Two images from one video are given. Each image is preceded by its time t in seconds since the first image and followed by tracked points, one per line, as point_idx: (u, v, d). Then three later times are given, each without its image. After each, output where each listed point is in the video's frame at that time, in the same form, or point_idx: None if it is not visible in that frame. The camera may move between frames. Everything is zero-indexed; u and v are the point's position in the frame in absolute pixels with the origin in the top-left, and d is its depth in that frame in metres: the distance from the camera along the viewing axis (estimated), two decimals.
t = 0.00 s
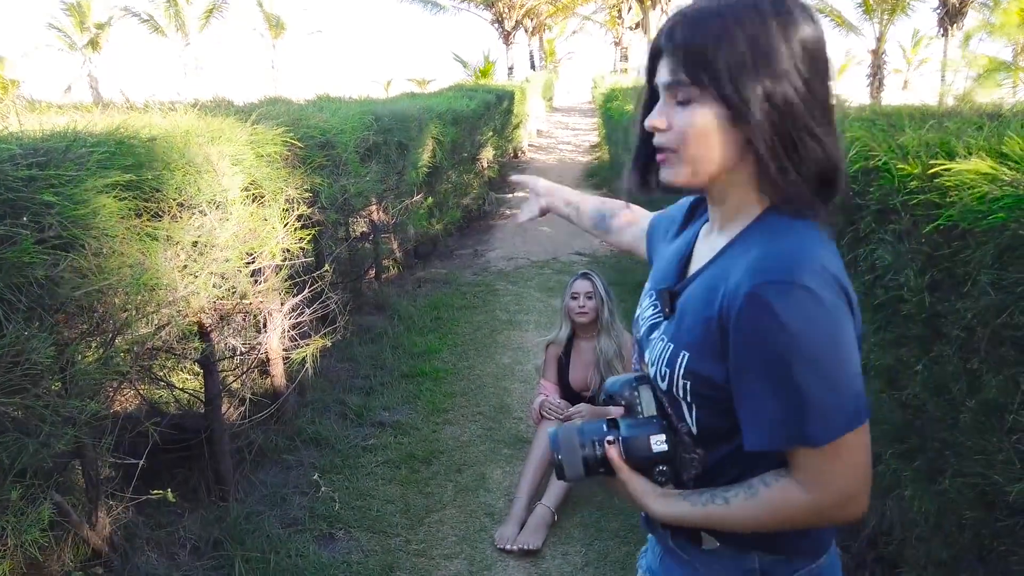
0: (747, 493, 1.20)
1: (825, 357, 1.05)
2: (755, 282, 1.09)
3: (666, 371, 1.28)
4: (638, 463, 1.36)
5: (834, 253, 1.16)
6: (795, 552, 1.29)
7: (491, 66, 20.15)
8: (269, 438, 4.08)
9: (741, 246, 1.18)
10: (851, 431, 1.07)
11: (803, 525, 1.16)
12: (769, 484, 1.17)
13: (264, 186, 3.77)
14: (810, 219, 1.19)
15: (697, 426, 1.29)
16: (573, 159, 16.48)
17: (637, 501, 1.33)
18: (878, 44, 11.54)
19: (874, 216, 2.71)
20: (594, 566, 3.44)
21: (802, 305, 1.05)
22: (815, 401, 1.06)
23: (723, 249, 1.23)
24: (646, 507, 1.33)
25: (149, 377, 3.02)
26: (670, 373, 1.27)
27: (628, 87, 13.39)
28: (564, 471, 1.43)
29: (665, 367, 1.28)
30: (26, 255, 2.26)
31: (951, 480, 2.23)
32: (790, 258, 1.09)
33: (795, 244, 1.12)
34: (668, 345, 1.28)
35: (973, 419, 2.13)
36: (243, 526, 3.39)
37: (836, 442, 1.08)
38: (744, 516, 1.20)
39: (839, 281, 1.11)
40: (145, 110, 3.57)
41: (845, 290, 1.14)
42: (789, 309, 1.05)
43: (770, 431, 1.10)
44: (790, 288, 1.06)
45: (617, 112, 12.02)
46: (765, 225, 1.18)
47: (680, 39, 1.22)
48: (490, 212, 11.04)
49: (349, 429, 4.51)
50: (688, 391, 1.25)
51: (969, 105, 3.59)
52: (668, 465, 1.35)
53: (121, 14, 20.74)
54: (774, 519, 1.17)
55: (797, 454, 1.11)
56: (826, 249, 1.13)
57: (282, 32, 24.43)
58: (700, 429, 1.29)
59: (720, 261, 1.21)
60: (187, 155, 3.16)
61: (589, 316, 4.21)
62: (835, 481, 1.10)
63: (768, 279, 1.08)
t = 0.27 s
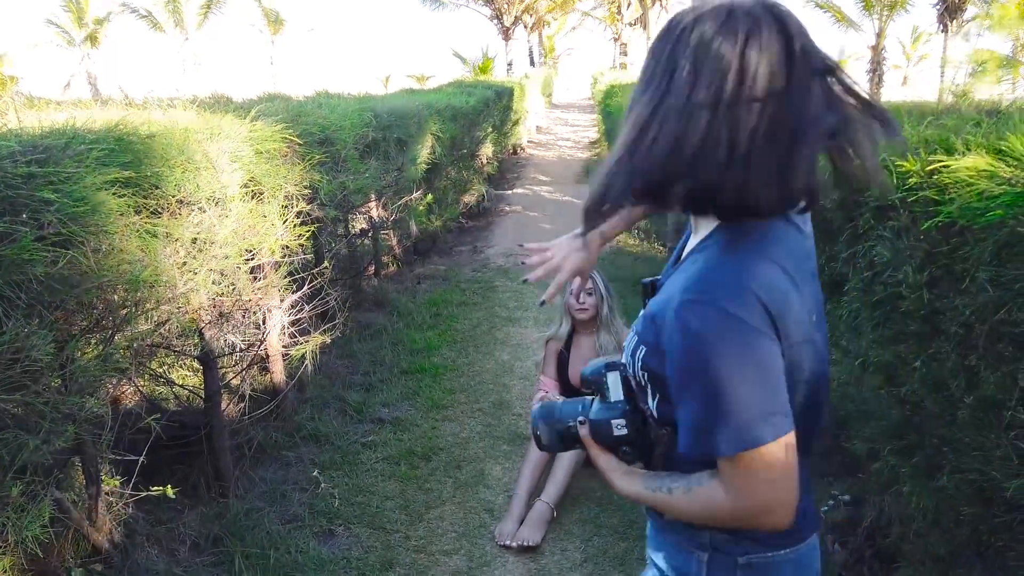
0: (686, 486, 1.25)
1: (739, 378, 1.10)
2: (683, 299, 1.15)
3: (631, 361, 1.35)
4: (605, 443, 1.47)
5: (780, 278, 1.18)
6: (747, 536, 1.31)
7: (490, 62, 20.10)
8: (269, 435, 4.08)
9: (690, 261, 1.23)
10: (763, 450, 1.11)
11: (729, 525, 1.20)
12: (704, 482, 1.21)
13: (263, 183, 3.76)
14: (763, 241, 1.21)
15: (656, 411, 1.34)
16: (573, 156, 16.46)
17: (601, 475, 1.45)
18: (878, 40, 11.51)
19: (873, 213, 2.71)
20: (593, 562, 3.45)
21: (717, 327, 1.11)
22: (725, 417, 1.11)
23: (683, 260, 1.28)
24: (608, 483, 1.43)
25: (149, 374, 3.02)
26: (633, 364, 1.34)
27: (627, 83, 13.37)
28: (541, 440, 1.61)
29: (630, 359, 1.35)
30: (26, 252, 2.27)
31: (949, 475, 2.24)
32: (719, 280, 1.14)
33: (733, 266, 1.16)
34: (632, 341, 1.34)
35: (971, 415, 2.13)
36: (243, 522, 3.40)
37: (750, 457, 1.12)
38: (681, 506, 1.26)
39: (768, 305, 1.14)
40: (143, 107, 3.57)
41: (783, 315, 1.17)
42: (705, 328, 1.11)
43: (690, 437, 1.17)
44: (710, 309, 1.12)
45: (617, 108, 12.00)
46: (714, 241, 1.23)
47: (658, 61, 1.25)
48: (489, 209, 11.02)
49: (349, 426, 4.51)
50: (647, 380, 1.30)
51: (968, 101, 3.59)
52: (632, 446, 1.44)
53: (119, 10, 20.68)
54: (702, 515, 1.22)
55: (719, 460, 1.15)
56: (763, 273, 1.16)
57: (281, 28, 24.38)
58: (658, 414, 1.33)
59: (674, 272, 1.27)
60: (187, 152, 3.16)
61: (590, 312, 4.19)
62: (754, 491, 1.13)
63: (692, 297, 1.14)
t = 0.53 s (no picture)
0: (649, 490, 1.23)
1: (699, 405, 1.07)
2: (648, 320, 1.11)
3: (609, 368, 1.32)
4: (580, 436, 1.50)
5: (753, 297, 1.14)
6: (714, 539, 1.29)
7: (490, 58, 20.08)
8: (269, 431, 4.09)
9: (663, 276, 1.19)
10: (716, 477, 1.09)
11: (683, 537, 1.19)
12: (664, 491, 1.19)
13: (263, 179, 3.76)
14: (739, 257, 1.17)
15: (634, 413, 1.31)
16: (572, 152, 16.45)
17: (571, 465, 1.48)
18: (878, 36, 11.50)
19: (872, 209, 2.71)
20: (592, 558, 3.46)
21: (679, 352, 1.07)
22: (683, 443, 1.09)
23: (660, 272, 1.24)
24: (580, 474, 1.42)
25: (149, 370, 3.02)
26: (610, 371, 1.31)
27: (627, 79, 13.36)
28: (521, 423, 1.69)
29: (608, 365, 1.32)
30: (25, 248, 2.27)
31: (947, 471, 2.24)
32: (684, 301, 1.10)
33: (701, 286, 1.12)
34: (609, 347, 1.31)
35: (970, 411, 2.13)
36: (243, 518, 3.41)
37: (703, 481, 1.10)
38: (641, 510, 1.23)
39: (735, 328, 1.10)
40: (142, 103, 3.56)
41: (753, 337, 1.12)
42: (667, 352, 1.08)
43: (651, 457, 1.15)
44: (673, 333, 1.08)
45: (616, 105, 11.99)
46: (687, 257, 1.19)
47: (629, 64, 1.21)
48: (489, 205, 11.02)
49: (348, 422, 4.52)
50: (623, 387, 1.27)
51: (968, 97, 3.59)
52: (605, 443, 1.47)
53: (118, 6, 20.64)
54: (660, 523, 1.20)
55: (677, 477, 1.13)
56: (732, 293, 1.12)
57: (280, 24, 24.33)
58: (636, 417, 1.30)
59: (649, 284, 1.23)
60: (186, 148, 3.16)
61: (590, 310, 4.22)
62: (708, 509, 1.12)
63: (656, 318, 1.10)
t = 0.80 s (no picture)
0: (657, 496, 1.23)
1: (725, 405, 1.06)
2: (669, 319, 1.09)
3: (611, 368, 1.32)
4: (578, 440, 1.48)
5: (769, 295, 1.14)
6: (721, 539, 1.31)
7: (489, 55, 20.05)
8: (269, 427, 4.09)
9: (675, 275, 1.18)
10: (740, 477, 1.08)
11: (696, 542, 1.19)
12: (674, 496, 1.20)
13: (263, 176, 3.76)
14: (752, 256, 1.16)
15: (635, 416, 1.31)
16: (572, 149, 16.43)
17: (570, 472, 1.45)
18: (878, 33, 11.49)
19: (873, 206, 2.71)
20: (592, 554, 3.46)
21: (706, 351, 1.05)
22: (709, 444, 1.07)
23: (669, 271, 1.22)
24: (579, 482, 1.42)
25: (149, 367, 3.02)
26: (614, 371, 1.31)
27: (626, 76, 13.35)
28: (517, 428, 1.67)
29: (611, 365, 1.32)
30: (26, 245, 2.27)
31: (948, 468, 2.24)
32: (705, 300, 1.08)
33: (722, 284, 1.10)
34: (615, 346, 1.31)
35: (970, 408, 2.13)
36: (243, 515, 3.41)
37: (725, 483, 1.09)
38: (649, 516, 1.24)
39: (756, 326, 1.09)
40: (143, 100, 3.56)
41: (771, 335, 1.12)
42: (693, 352, 1.06)
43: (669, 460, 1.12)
44: (698, 332, 1.06)
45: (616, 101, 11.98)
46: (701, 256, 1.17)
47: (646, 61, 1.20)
48: (489, 202, 11.01)
49: (349, 418, 4.52)
50: (626, 388, 1.28)
51: (968, 94, 3.59)
52: (604, 447, 1.44)
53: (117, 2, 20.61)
54: (670, 529, 1.20)
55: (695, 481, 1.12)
56: (751, 292, 1.11)
57: (279, 20, 24.29)
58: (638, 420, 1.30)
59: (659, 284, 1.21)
60: (186, 145, 3.15)
61: (595, 308, 4.22)
62: (725, 512, 1.12)
63: (678, 317, 1.08)
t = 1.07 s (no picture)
0: (671, 490, 1.23)
1: (759, 392, 1.05)
2: (704, 304, 1.07)
3: (622, 359, 1.32)
4: (585, 435, 1.43)
5: (799, 283, 1.13)
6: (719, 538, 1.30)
7: (489, 50, 20.02)
8: (269, 423, 4.09)
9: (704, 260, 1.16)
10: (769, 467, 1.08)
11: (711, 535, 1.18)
12: (691, 489, 1.19)
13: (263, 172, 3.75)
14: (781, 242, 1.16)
15: (646, 412, 1.32)
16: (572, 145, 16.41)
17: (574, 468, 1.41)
18: (879, 29, 11.46)
19: (874, 202, 2.70)
20: (592, 550, 3.46)
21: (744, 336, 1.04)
22: (741, 431, 1.05)
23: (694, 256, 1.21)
24: (584, 477, 1.39)
25: (149, 363, 3.02)
26: (626, 361, 1.31)
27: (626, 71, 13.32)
28: (518, 423, 1.59)
29: (622, 356, 1.32)
30: (25, 242, 2.26)
31: (948, 465, 2.24)
32: (741, 284, 1.07)
33: (758, 270, 1.09)
34: (629, 336, 1.31)
35: (971, 404, 2.13)
36: (243, 510, 3.41)
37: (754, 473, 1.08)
38: (663, 510, 1.23)
39: (791, 314, 1.08)
40: (142, 95, 3.56)
41: (802, 323, 1.11)
42: (730, 337, 1.04)
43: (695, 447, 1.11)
44: (737, 317, 1.05)
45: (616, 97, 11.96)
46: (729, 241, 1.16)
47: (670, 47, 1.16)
48: (488, 198, 11.00)
49: (348, 414, 4.52)
50: (637, 380, 1.28)
51: (969, 90, 3.58)
52: (612, 443, 1.40)
53: None
54: (685, 522, 1.20)
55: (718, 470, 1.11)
56: (785, 279, 1.10)
57: (278, 15, 24.24)
58: (648, 415, 1.31)
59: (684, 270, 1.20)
60: (186, 141, 3.15)
61: (598, 303, 4.21)
62: (748, 503, 1.11)
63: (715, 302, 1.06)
